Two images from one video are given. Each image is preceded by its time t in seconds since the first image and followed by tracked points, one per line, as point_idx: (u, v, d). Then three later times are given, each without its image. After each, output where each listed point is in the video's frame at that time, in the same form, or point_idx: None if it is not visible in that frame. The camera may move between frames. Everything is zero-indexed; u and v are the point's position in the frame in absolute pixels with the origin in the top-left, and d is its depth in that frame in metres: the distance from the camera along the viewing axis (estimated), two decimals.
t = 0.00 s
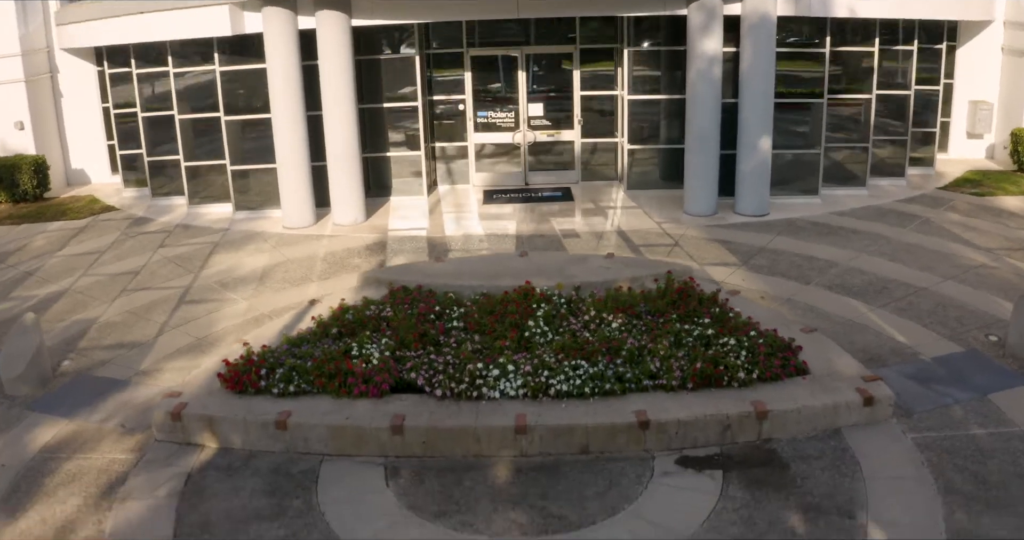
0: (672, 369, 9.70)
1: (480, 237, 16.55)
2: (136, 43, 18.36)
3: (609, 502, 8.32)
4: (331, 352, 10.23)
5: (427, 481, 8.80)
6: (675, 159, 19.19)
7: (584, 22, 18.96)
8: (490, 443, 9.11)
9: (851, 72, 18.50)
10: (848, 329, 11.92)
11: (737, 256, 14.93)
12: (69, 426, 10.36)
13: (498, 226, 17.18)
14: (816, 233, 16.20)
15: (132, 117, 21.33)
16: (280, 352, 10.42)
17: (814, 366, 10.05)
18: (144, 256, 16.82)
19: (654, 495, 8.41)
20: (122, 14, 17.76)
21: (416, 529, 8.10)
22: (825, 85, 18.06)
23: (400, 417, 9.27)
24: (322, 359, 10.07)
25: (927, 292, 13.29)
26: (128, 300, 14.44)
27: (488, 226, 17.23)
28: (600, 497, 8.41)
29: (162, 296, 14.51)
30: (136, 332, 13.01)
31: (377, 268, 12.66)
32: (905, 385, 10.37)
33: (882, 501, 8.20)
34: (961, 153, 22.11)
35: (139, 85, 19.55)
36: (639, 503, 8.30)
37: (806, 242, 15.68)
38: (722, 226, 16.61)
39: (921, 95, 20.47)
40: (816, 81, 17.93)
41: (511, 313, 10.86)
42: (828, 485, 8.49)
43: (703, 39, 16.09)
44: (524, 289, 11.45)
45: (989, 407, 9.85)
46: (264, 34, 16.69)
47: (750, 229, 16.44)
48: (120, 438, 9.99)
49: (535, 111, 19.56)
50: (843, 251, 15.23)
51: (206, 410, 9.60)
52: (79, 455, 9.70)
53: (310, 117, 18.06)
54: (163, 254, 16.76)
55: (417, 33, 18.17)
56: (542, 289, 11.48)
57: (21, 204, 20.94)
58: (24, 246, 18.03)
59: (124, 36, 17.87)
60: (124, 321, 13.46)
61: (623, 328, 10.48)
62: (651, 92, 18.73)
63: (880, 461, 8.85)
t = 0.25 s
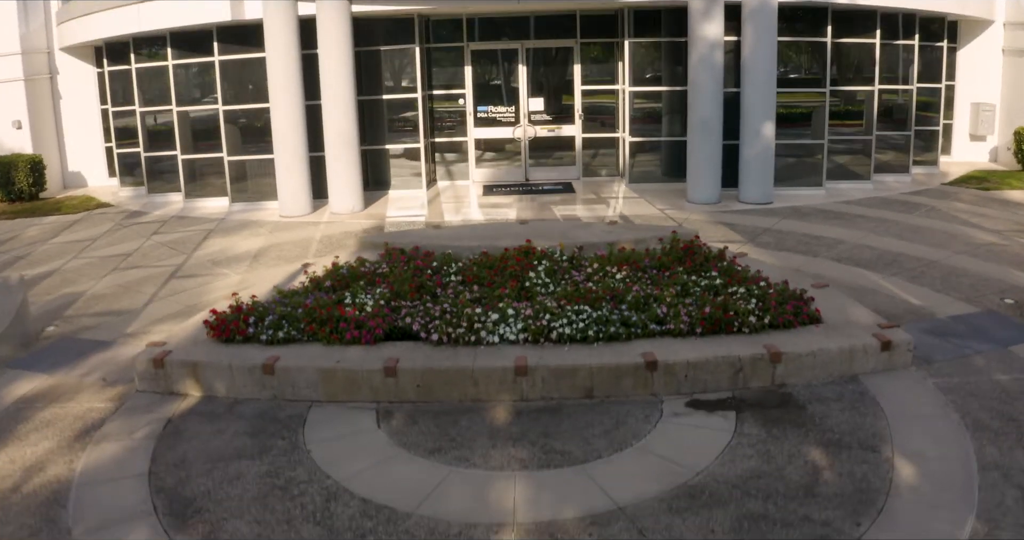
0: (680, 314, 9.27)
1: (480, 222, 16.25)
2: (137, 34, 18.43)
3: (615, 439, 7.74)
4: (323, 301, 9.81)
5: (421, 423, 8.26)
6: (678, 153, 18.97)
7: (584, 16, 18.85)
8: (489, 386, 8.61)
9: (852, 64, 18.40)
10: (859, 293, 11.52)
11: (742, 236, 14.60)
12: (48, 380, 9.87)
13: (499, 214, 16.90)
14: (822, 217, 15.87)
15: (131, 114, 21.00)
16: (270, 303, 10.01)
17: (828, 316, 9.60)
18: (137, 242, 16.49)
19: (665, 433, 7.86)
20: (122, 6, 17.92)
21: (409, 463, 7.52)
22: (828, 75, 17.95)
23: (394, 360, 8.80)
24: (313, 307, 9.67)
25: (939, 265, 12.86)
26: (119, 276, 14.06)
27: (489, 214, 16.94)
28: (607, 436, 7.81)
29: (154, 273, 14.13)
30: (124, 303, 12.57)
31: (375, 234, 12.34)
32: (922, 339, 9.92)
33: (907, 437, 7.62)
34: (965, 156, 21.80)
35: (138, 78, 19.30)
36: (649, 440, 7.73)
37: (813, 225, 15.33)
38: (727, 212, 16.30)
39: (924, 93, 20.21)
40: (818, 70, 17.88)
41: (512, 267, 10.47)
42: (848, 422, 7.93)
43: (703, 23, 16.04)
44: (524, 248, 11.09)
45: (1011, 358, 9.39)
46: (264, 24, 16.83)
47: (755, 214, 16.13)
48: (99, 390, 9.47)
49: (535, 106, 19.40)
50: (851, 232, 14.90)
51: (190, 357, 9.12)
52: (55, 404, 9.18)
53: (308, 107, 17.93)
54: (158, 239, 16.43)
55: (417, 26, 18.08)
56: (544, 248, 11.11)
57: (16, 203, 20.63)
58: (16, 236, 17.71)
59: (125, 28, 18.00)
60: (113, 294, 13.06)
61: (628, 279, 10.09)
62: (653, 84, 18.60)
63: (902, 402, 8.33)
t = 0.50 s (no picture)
0: (684, 266, 9.03)
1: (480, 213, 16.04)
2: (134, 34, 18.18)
3: (619, 377, 7.37)
4: (317, 256, 9.52)
5: (418, 366, 7.90)
6: (679, 153, 18.86)
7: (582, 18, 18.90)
8: (488, 332, 8.28)
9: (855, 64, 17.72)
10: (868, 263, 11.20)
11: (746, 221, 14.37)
12: (30, 337, 9.45)
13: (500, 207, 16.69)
14: (827, 209, 15.63)
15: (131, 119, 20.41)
16: (264, 260, 9.72)
17: (837, 272, 9.32)
18: (132, 233, 16.22)
19: (670, 372, 7.51)
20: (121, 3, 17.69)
21: (401, 398, 7.12)
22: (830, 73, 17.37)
23: (390, 307, 8.50)
24: (306, 262, 9.38)
25: (948, 244, 12.49)
26: (112, 259, 13.76)
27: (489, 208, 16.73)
28: (610, 374, 7.45)
29: (148, 256, 13.84)
30: (115, 279, 12.20)
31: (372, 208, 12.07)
32: (936, 297, 9.58)
33: (926, 371, 7.24)
34: (965, 164, 21.61)
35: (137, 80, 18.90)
36: (653, 377, 7.39)
37: (817, 215, 15.07)
38: (730, 204, 16.11)
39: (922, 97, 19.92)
40: (819, 67, 17.18)
41: (512, 229, 10.23)
42: (863, 361, 7.56)
43: (704, 18, 15.90)
44: (524, 214, 10.85)
45: None
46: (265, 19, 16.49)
47: (758, 206, 15.92)
48: (83, 345, 9.07)
49: (535, 108, 19.27)
50: (857, 219, 14.65)
51: (178, 307, 8.74)
52: (35, 356, 8.76)
53: (307, 104, 17.83)
54: (153, 230, 16.18)
55: (417, 26, 17.99)
56: (544, 215, 10.85)
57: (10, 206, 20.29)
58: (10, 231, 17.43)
59: (122, 26, 17.80)
60: (104, 272, 12.72)
61: (631, 238, 9.83)
62: (653, 82, 18.54)
63: (917, 345, 7.98)
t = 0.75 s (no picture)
0: (686, 244, 8.92)
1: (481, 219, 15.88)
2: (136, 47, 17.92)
3: (620, 343, 7.20)
4: (314, 237, 9.41)
5: (414, 335, 7.73)
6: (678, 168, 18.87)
7: (583, 35, 18.58)
8: (487, 305, 8.11)
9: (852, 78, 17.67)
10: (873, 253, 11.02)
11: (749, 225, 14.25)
12: (19, 317, 9.21)
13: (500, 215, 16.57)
14: (829, 216, 15.54)
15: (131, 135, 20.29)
16: (260, 242, 9.58)
17: (839, 252, 9.21)
18: (129, 238, 16.05)
19: (672, 338, 7.33)
20: (124, 16, 17.42)
21: (395, 359, 6.91)
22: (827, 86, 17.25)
23: (386, 280, 8.34)
24: (303, 243, 9.24)
25: (954, 241, 12.30)
26: (107, 257, 13.54)
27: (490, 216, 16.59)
28: (612, 341, 7.29)
29: (143, 255, 13.64)
30: (109, 273, 11.99)
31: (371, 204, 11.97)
32: (943, 277, 9.39)
33: (935, 333, 7.05)
34: (966, 183, 21.73)
35: (138, 94, 18.69)
36: (654, 342, 7.21)
37: (818, 222, 14.98)
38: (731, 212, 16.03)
39: (920, 114, 20.03)
40: (816, 80, 17.14)
41: (511, 215, 10.14)
42: (869, 327, 7.38)
43: (703, 29, 15.82)
44: (524, 203, 10.77)
45: None
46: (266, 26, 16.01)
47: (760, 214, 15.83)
48: (73, 322, 8.83)
49: (535, 123, 18.73)
50: (860, 223, 14.54)
51: (172, 283, 8.55)
52: (24, 331, 8.52)
53: (308, 115, 17.74)
54: (150, 236, 16.00)
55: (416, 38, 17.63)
56: (544, 205, 10.76)
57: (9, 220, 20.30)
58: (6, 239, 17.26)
59: (125, 38, 17.51)
60: (99, 268, 12.51)
61: (631, 222, 9.73)
62: (651, 96, 17.99)
63: (924, 313, 7.80)
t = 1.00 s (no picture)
0: (686, 254, 8.91)
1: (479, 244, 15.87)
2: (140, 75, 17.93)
3: (620, 345, 7.13)
4: (313, 248, 9.39)
5: (412, 340, 7.66)
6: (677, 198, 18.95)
7: (582, 66, 18.80)
8: (485, 312, 8.04)
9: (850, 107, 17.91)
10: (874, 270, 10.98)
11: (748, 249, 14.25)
12: (16, 325, 9.14)
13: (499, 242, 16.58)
14: (827, 242, 15.56)
15: (133, 165, 20.41)
16: (258, 254, 9.54)
17: (839, 264, 9.19)
18: (128, 262, 16.03)
19: (671, 341, 7.26)
20: (129, 45, 17.41)
21: (391, 359, 6.83)
22: (824, 115, 17.48)
23: (385, 287, 8.29)
24: (301, 254, 9.20)
25: (954, 261, 12.27)
26: (104, 278, 13.49)
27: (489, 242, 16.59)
28: (611, 343, 7.23)
29: (141, 275, 13.59)
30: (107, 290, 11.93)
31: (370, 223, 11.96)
32: (945, 289, 9.33)
33: (937, 335, 6.99)
34: (965, 213, 21.83)
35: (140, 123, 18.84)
36: (654, 345, 7.14)
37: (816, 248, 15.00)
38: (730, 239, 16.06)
39: (917, 145, 20.20)
40: (812, 110, 17.35)
41: (510, 230, 10.14)
42: (871, 330, 7.31)
43: (701, 58, 15.99)
44: (522, 220, 10.79)
45: None
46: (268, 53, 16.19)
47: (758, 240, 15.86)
48: (70, 330, 8.76)
49: (535, 154, 18.86)
50: (858, 248, 14.54)
51: (170, 290, 8.51)
52: (19, 337, 8.45)
53: (308, 143, 17.87)
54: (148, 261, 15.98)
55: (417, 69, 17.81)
56: (543, 221, 10.75)
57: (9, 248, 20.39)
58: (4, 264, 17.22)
59: (129, 66, 17.45)
60: (96, 286, 12.46)
61: (630, 235, 9.73)
62: (650, 127, 18.02)
63: (925, 319, 7.75)
